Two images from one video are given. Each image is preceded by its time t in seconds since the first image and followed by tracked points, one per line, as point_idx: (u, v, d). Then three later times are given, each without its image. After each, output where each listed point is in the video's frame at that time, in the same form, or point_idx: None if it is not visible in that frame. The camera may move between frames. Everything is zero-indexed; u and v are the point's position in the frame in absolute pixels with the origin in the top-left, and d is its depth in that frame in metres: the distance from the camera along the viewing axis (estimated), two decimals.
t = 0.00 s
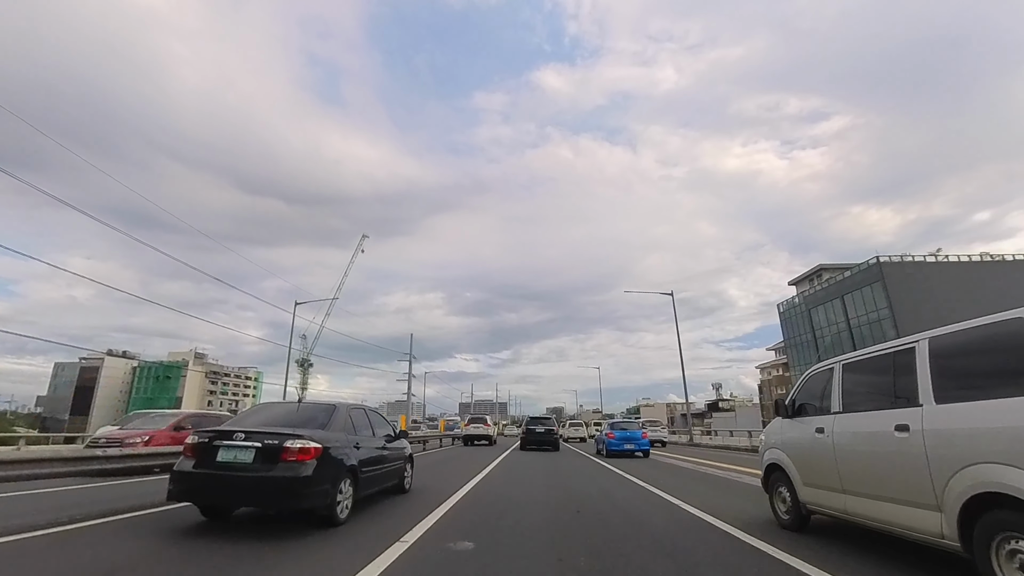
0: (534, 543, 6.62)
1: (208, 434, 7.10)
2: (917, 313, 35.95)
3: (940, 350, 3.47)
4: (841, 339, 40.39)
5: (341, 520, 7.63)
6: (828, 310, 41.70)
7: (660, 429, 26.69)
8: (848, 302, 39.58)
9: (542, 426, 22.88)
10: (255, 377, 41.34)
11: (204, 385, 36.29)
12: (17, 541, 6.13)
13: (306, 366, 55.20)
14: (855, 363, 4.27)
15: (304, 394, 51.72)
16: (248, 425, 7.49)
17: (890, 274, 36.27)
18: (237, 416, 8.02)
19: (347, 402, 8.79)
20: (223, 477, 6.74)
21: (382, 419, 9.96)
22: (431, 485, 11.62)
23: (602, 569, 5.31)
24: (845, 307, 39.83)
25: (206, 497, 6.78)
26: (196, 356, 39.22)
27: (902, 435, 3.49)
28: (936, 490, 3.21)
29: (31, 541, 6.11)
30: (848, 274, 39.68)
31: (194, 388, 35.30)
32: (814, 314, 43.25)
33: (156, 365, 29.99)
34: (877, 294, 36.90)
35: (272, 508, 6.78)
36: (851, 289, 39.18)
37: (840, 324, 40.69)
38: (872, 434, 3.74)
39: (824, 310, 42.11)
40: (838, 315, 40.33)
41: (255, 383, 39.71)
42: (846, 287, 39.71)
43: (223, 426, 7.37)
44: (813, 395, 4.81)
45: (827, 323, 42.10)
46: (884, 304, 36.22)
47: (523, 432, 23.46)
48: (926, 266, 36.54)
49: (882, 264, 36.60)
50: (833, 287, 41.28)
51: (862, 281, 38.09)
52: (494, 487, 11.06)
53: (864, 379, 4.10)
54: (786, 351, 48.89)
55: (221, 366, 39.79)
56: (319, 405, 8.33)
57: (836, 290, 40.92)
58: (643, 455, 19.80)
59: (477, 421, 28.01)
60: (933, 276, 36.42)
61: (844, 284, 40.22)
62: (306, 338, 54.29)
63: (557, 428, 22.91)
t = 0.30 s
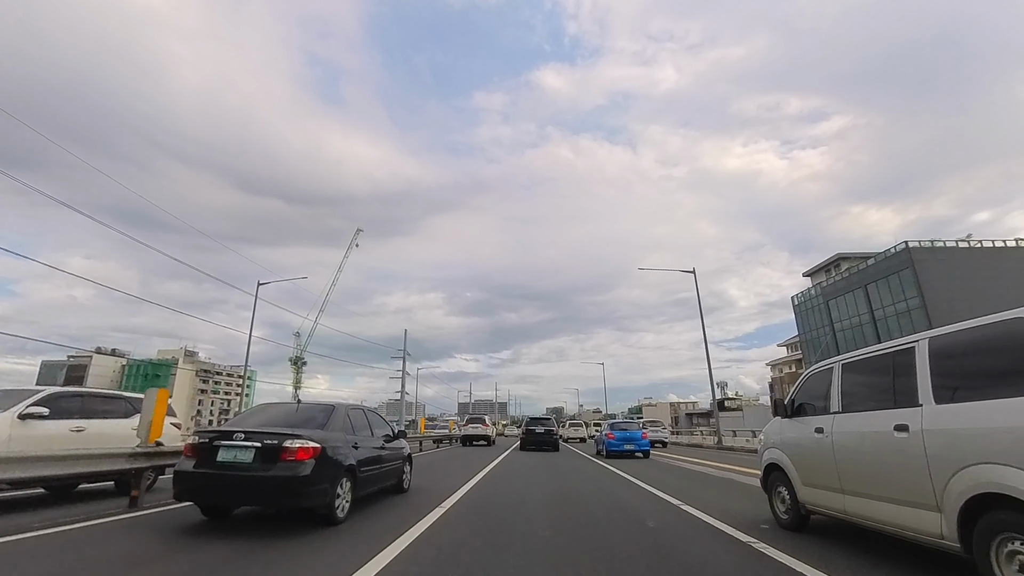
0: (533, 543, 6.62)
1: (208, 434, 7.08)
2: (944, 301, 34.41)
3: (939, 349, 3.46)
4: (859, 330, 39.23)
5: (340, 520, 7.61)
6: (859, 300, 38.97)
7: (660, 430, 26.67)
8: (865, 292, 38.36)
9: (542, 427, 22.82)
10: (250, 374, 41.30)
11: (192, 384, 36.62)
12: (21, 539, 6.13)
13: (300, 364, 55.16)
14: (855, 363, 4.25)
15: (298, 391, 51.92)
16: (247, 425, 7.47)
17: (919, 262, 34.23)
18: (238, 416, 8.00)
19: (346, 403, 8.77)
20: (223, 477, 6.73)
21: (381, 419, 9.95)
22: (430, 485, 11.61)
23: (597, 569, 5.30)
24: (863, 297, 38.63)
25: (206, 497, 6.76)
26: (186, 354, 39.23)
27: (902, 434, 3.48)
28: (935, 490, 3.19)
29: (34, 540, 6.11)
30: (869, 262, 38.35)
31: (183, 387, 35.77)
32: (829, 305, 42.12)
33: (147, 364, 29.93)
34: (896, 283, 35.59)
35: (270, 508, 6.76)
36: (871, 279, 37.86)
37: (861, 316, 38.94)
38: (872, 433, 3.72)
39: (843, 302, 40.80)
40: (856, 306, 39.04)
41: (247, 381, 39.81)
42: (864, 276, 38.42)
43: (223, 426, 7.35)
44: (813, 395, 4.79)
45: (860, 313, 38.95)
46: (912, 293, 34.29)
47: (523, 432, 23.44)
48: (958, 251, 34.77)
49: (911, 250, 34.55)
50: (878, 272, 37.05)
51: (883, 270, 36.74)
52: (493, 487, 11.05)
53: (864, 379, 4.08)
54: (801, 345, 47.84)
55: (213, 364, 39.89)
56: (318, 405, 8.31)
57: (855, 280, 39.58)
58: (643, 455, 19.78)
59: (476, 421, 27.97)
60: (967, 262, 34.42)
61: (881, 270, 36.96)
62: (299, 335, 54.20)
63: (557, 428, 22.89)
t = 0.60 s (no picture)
0: (531, 543, 6.61)
1: (207, 433, 7.06)
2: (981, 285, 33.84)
3: (938, 348, 3.44)
4: (884, 320, 39.06)
5: (338, 518, 7.58)
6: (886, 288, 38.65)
7: (661, 430, 26.68)
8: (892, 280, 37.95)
9: (543, 428, 22.77)
10: (242, 374, 41.34)
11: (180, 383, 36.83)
12: (15, 538, 6.08)
13: (292, 363, 55.05)
14: (854, 362, 4.22)
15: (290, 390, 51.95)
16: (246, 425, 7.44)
17: (954, 245, 33.73)
18: (237, 416, 7.98)
19: (344, 403, 8.74)
20: (222, 477, 6.70)
21: (379, 419, 9.93)
22: (429, 484, 11.59)
23: (594, 570, 5.27)
24: (890, 285, 38.24)
25: (205, 496, 6.74)
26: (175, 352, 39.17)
27: (901, 433, 3.46)
28: (935, 489, 3.17)
29: (29, 539, 6.06)
30: (895, 248, 37.88)
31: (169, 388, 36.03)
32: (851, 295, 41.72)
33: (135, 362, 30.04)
34: (928, 270, 35.20)
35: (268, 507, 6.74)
36: (898, 267, 37.47)
37: (887, 306, 38.68)
38: (871, 432, 3.70)
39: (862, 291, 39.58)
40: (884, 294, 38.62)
41: (240, 380, 39.76)
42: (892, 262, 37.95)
43: (222, 426, 7.32)
44: (811, 395, 4.77)
45: (886, 302, 38.75)
46: (946, 280, 33.96)
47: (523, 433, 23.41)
48: (990, 234, 34.32)
49: (946, 233, 34.05)
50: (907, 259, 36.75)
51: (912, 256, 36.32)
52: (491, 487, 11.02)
53: (863, 378, 4.05)
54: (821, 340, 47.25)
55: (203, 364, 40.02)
56: (316, 405, 8.28)
57: (881, 268, 39.17)
58: (643, 455, 19.75)
59: (474, 421, 27.93)
60: (1001, 244, 34.23)
61: (908, 258, 36.72)
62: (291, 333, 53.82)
63: (557, 429, 22.87)
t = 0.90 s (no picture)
0: (531, 543, 6.56)
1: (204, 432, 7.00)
2: None
3: (941, 347, 3.38)
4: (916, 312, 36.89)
5: (336, 518, 7.52)
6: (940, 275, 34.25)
7: (661, 430, 26.59)
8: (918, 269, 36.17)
9: (542, 428, 22.71)
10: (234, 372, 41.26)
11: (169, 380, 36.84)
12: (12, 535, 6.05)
13: (286, 361, 54.94)
14: (857, 361, 4.16)
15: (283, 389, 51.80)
16: (244, 424, 7.38)
17: (998, 226, 30.86)
18: (236, 415, 7.92)
19: (342, 402, 8.68)
20: (219, 476, 6.64)
21: (377, 419, 9.86)
22: (427, 484, 11.54)
23: (593, 570, 5.22)
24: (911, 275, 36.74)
25: (201, 495, 6.69)
26: (163, 349, 39.04)
27: (904, 433, 3.40)
28: (938, 491, 3.12)
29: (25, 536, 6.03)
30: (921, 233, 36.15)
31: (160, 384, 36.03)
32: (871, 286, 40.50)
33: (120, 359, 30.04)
34: (966, 256, 32.78)
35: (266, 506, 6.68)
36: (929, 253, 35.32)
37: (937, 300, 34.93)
38: (873, 431, 3.65)
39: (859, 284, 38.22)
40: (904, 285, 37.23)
41: (233, 381, 39.61)
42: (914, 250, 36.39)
43: (220, 425, 7.26)
44: (812, 394, 4.72)
45: (918, 292, 36.56)
46: (990, 266, 31.07)
47: (523, 433, 23.32)
48: None
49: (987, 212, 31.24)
50: (932, 245, 35.09)
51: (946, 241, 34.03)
52: (490, 487, 10.96)
53: (867, 377, 4.00)
54: (841, 332, 46.37)
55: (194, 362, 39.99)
56: (314, 405, 8.22)
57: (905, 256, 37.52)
58: (644, 455, 19.65)
59: (473, 421, 27.84)
60: None
61: (932, 245, 35.08)
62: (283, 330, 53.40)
63: (556, 429, 22.79)
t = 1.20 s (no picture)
0: (531, 544, 6.48)
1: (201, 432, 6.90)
2: None
3: (950, 346, 3.29)
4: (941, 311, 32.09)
5: (335, 518, 7.44)
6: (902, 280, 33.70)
7: (663, 431, 26.45)
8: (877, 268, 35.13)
9: (542, 428, 22.62)
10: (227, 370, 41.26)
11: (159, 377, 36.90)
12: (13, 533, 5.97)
13: (278, 360, 54.73)
14: (864, 360, 4.07)
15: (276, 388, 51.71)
16: (243, 425, 7.28)
17: None
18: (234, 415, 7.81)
19: (342, 403, 8.59)
20: (216, 476, 6.54)
21: (377, 419, 9.78)
22: (427, 485, 11.46)
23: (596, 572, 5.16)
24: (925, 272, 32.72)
25: (199, 496, 6.60)
26: (153, 347, 38.93)
27: (912, 434, 3.31)
28: (949, 494, 3.03)
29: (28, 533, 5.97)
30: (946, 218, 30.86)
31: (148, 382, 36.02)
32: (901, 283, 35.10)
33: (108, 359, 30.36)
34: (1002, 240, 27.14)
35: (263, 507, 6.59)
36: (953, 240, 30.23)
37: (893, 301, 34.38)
38: (882, 432, 3.55)
39: (863, 273, 37.02)
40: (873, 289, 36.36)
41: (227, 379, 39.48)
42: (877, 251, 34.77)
43: (218, 425, 7.16)
44: (817, 395, 4.62)
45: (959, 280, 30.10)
46: None
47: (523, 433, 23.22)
48: None
49: None
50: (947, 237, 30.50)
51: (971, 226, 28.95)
52: (490, 488, 10.88)
53: (873, 377, 3.90)
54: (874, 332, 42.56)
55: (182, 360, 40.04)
56: (313, 405, 8.12)
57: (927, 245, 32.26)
58: (644, 456, 19.54)
59: (473, 421, 27.73)
60: None
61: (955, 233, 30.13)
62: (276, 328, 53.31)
63: (556, 429, 22.67)
